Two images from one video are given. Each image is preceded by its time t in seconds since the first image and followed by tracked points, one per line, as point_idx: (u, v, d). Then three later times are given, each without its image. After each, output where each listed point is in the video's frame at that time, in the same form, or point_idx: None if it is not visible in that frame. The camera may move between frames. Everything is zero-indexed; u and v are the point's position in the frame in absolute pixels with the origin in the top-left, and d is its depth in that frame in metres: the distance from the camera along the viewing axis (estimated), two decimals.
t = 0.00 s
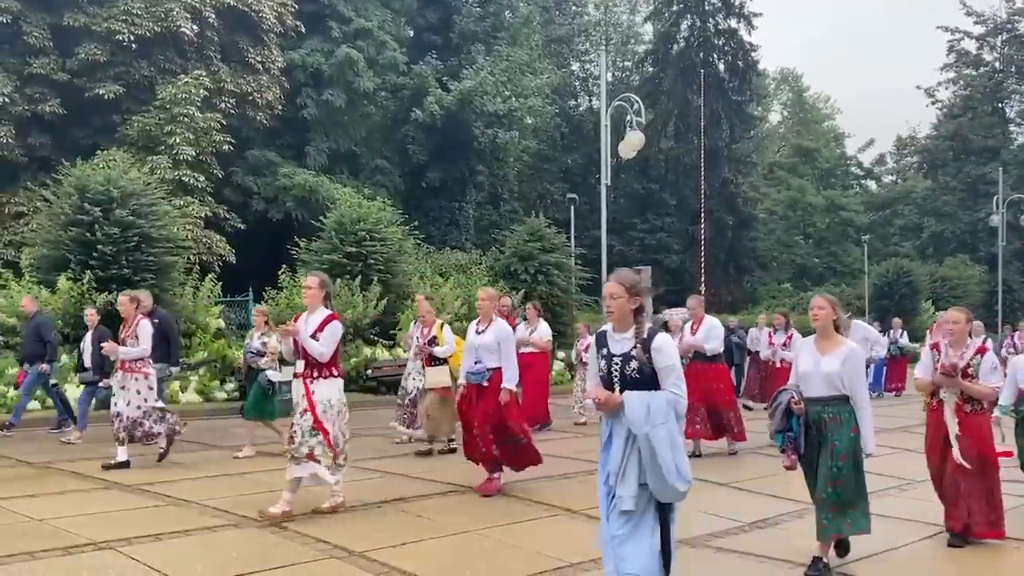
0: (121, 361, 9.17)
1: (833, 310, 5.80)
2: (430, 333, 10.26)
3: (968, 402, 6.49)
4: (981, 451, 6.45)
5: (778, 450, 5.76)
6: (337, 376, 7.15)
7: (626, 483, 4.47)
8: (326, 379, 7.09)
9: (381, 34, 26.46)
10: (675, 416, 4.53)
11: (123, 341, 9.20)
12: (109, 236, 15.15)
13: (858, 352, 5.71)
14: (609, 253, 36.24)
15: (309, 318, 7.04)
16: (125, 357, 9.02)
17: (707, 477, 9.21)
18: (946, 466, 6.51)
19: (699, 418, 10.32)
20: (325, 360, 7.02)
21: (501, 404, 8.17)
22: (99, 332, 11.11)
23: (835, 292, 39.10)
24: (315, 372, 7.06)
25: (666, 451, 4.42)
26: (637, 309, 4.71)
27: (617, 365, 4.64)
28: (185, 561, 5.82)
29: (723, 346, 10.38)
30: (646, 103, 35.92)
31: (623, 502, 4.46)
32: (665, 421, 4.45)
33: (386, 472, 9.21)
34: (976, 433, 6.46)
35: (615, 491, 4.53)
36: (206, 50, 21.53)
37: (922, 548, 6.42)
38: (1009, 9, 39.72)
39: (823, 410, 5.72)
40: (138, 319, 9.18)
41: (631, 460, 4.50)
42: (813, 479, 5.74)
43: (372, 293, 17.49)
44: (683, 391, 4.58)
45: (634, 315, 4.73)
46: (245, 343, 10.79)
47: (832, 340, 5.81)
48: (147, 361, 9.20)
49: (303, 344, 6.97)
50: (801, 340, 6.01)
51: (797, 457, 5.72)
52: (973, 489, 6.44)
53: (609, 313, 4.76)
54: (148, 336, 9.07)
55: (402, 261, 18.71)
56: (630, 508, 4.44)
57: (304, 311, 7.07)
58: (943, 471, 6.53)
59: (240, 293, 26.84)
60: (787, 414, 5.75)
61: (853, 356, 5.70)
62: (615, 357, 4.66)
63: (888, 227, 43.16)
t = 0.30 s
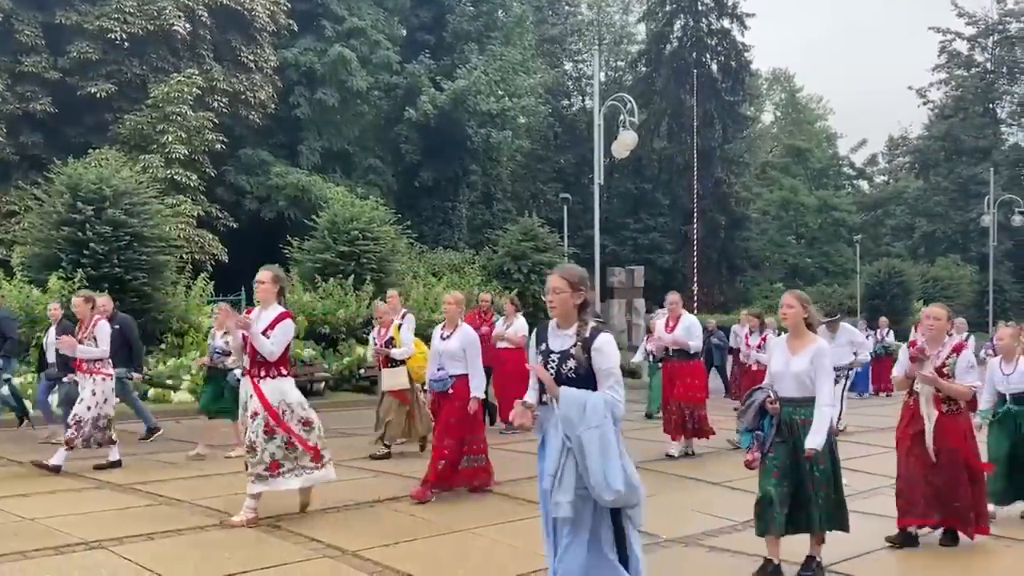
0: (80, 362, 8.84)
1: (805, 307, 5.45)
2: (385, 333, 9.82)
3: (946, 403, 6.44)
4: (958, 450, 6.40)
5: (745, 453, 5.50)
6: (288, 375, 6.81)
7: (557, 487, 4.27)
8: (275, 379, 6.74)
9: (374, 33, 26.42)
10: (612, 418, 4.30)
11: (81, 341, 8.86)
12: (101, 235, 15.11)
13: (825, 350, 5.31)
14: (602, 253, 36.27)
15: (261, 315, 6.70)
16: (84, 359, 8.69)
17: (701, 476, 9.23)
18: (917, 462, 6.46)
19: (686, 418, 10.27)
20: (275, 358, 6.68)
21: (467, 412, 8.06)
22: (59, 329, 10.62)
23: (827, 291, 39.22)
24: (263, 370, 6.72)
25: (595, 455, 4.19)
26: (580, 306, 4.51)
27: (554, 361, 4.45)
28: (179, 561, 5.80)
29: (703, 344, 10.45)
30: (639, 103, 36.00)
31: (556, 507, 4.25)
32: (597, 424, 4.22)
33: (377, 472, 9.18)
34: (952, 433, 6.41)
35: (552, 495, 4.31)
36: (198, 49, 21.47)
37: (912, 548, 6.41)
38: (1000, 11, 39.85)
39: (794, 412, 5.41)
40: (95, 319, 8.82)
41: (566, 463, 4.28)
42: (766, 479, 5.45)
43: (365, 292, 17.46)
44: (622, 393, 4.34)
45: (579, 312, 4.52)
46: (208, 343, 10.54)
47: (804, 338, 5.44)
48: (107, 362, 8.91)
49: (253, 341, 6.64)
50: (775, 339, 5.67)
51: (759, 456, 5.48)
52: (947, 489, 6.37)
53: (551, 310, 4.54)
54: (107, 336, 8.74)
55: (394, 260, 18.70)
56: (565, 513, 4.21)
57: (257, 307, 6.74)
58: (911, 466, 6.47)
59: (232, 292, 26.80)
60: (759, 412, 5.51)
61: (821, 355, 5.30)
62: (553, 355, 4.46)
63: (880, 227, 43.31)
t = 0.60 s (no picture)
0: (25, 362, 8.66)
1: (760, 305, 5.38)
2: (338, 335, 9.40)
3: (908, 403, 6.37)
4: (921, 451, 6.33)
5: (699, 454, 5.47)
6: (235, 378, 6.58)
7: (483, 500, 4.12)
8: (222, 382, 6.52)
9: (364, 32, 26.40)
10: (541, 428, 4.19)
11: (27, 341, 8.66)
12: (88, 234, 15.04)
13: (781, 350, 5.25)
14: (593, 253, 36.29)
15: (207, 317, 6.47)
16: (33, 358, 8.53)
17: (688, 476, 9.25)
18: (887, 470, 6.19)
19: (658, 424, 10.21)
20: (222, 361, 6.43)
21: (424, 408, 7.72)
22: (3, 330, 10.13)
23: (816, 292, 39.35)
24: (209, 373, 6.50)
25: (522, 465, 4.07)
26: (513, 305, 4.35)
27: (487, 365, 4.28)
28: (168, 562, 5.78)
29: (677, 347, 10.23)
30: (629, 103, 36.07)
31: (489, 522, 4.06)
32: (526, 433, 4.12)
33: (366, 472, 9.19)
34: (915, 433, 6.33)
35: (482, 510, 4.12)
36: (187, 48, 21.39)
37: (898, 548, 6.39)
38: (988, 13, 40.07)
39: (750, 415, 5.37)
40: (43, 317, 8.65)
41: (497, 477, 4.11)
42: (726, 487, 5.38)
43: (355, 292, 17.44)
44: (553, 401, 4.23)
45: (512, 311, 4.36)
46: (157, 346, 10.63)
47: (758, 339, 5.37)
48: (56, 361, 8.73)
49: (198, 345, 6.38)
50: (730, 339, 5.61)
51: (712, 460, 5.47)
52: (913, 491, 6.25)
53: (482, 310, 4.37)
54: (57, 334, 8.57)
55: (384, 260, 18.68)
56: (499, 528, 4.03)
57: (204, 308, 6.50)
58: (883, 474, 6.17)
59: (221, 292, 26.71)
60: (715, 417, 5.47)
61: (777, 356, 5.24)
62: (487, 356, 4.28)
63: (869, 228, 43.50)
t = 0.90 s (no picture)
0: None
1: (718, 303, 5.26)
2: (277, 332, 9.06)
3: (872, 404, 6.06)
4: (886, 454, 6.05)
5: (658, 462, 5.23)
6: (162, 379, 6.34)
7: (402, 518, 3.98)
8: (150, 385, 6.28)
9: (349, 32, 26.32)
10: (458, 435, 4.05)
11: None
12: (70, 233, 14.91)
13: (743, 351, 5.16)
14: (578, 254, 36.32)
15: (131, 318, 6.19)
16: None
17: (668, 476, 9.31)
18: (842, 477, 6.14)
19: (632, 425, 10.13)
20: (148, 362, 6.17)
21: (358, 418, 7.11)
22: None
23: (800, 293, 39.51)
24: (135, 377, 6.24)
25: (437, 478, 3.93)
26: (424, 305, 4.21)
27: (397, 370, 4.12)
28: (151, 564, 5.73)
29: (638, 347, 10.05)
30: (615, 105, 36.13)
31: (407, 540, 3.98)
32: (441, 443, 3.96)
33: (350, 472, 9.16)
34: (879, 437, 6.05)
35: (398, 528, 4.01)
36: (171, 47, 21.26)
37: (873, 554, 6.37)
38: (971, 17, 40.37)
39: (707, 416, 5.17)
40: None
41: (410, 494, 3.98)
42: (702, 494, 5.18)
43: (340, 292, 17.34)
44: (470, 404, 4.08)
45: (422, 310, 4.21)
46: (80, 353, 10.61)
47: (716, 338, 5.26)
48: None
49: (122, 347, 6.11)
50: (684, 338, 5.45)
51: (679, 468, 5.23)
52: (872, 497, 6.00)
53: (391, 312, 4.20)
54: None
55: (369, 261, 18.61)
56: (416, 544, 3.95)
57: (127, 308, 6.23)
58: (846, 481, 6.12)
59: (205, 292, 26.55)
60: (670, 422, 5.22)
61: (739, 355, 5.14)
62: (396, 362, 4.13)
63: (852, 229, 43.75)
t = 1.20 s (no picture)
0: None
1: (648, 311, 4.89)
2: (194, 343, 8.70)
3: (811, 412, 5.92)
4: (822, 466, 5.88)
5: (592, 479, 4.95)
6: (61, 381, 5.98)
7: (277, 517, 3.63)
8: (49, 387, 5.93)
9: (313, 34, 26.12)
10: (347, 430, 3.76)
11: None
12: (23, 235, 14.57)
13: (674, 362, 4.74)
14: (543, 259, 36.38)
15: (33, 315, 5.85)
16: None
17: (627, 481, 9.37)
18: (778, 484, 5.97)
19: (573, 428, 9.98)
20: (50, 363, 5.83)
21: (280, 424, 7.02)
22: None
23: (761, 299, 39.91)
24: (35, 377, 5.91)
25: (323, 474, 3.64)
26: (307, 297, 3.86)
27: (279, 365, 3.77)
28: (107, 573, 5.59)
29: (581, 351, 9.92)
30: (579, 111, 36.27)
31: (277, 547, 3.61)
32: (328, 437, 3.68)
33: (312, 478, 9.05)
34: (818, 448, 5.89)
35: (271, 532, 3.65)
36: (130, 46, 20.90)
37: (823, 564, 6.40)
38: (927, 29, 41.14)
39: (635, 432, 4.79)
40: None
41: (288, 496, 3.65)
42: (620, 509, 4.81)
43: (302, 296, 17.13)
44: (362, 399, 3.79)
45: (305, 302, 3.87)
46: None
47: (649, 349, 4.86)
48: None
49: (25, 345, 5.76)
50: (615, 347, 5.08)
51: (614, 487, 4.92)
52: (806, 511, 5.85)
53: (271, 303, 3.83)
54: None
55: (332, 265, 18.42)
56: (289, 552, 3.59)
57: (30, 305, 5.90)
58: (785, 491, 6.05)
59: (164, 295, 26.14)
60: (598, 437, 4.90)
61: (670, 368, 4.72)
62: (278, 358, 3.77)
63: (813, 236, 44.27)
